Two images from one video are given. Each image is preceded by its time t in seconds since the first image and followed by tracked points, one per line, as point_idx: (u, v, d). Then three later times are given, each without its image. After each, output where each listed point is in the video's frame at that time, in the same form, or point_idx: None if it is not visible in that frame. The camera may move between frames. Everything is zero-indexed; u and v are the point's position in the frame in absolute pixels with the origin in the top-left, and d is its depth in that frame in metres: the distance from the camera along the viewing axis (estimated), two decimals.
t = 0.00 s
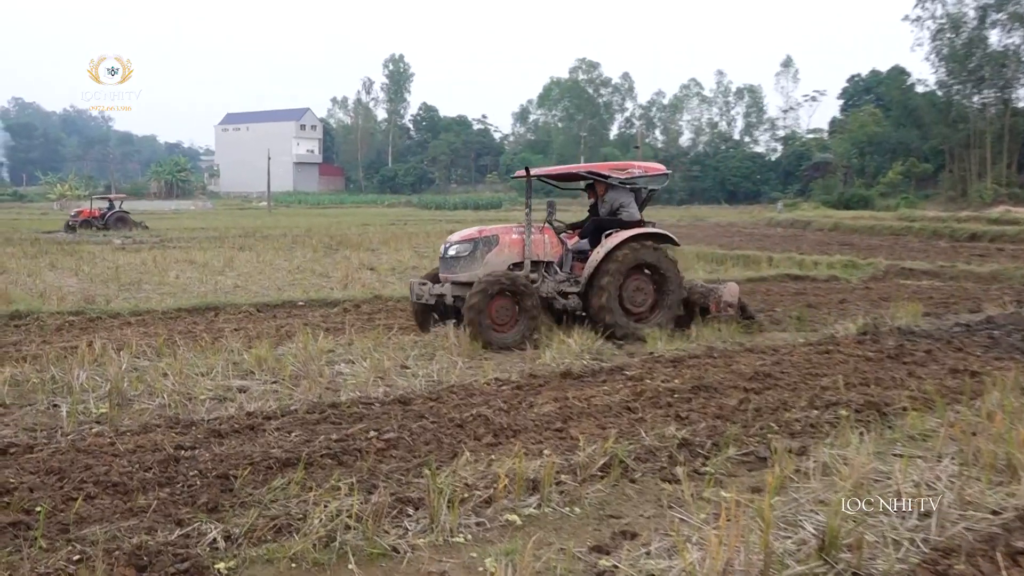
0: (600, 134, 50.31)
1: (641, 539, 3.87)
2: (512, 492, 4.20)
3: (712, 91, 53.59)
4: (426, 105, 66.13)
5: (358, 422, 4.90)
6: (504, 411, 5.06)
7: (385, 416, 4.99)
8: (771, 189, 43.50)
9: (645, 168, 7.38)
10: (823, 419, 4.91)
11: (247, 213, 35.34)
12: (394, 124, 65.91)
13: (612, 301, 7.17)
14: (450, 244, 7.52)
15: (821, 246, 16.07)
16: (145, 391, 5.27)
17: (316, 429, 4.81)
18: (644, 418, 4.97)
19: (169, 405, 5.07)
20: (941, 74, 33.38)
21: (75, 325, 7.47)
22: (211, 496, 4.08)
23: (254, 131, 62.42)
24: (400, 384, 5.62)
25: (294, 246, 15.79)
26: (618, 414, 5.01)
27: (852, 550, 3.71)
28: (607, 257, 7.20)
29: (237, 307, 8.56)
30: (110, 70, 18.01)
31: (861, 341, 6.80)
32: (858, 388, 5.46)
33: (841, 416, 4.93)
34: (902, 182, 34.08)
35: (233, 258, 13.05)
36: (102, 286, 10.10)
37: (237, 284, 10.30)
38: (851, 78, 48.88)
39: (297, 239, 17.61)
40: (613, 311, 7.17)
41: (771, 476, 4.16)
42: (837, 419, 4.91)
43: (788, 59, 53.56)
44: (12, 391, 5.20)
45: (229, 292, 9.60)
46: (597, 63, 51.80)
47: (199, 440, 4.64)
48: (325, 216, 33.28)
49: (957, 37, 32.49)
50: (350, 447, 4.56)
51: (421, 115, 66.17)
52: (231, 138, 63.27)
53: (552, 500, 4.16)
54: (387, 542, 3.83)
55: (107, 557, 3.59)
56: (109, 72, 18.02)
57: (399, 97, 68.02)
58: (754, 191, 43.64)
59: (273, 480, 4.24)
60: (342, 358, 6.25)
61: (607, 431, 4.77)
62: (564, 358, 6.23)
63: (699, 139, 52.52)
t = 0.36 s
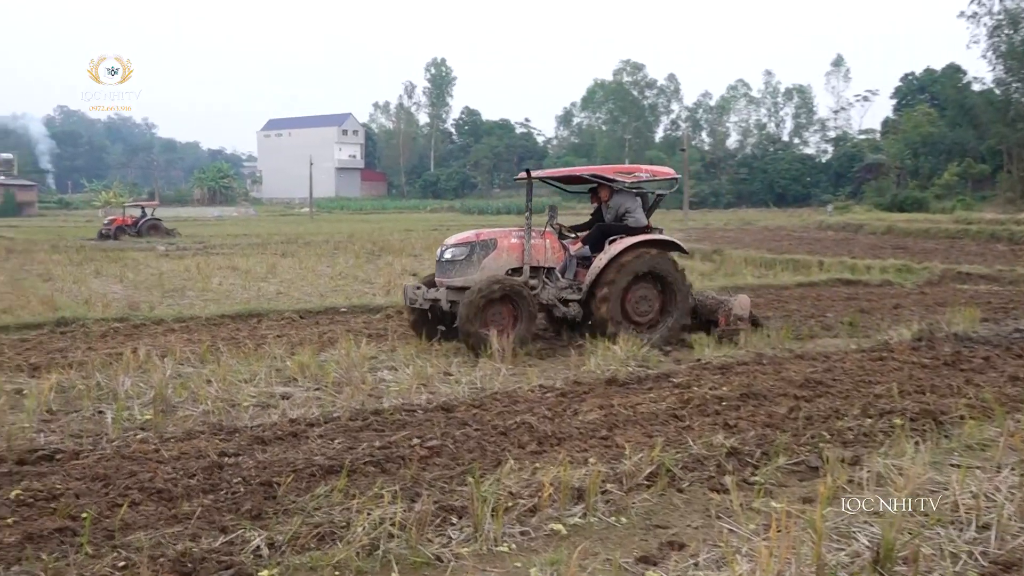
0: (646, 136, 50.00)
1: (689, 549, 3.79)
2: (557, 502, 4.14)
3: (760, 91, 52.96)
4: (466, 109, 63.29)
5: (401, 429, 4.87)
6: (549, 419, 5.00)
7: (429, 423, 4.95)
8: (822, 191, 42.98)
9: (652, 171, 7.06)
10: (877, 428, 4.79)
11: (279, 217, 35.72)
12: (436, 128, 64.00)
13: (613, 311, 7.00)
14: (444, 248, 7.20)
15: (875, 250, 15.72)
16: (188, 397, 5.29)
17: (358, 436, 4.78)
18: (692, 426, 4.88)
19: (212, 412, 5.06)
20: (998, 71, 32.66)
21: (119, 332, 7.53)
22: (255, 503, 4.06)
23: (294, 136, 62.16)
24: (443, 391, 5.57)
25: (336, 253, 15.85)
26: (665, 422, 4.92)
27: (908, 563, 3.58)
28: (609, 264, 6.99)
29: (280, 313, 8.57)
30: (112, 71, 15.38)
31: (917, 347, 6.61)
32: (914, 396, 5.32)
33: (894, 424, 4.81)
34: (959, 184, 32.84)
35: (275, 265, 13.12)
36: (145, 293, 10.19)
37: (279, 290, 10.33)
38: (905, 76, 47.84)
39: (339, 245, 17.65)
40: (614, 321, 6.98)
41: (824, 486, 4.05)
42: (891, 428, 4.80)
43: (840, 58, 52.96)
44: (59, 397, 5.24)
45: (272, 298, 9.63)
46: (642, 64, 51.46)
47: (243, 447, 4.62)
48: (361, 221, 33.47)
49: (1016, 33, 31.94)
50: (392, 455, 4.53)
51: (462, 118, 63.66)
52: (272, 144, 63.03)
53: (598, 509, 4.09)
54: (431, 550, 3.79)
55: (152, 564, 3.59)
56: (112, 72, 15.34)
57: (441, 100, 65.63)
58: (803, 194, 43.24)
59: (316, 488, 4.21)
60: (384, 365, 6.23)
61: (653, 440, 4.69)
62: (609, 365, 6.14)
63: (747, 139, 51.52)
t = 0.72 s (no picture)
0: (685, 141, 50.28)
1: (731, 557, 3.75)
2: (597, 507, 4.12)
3: (802, 95, 52.62)
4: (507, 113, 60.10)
5: (440, 434, 4.87)
6: (588, 424, 4.98)
7: (468, 428, 4.95)
8: (864, 195, 42.34)
9: (646, 172, 6.95)
10: (922, 435, 4.73)
11: (309, 221, 36.10)
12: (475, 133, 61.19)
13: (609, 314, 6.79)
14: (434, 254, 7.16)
15: (920, 255, 15.47)
16: (231, 401, 5.35)
17: (398, 440, 4.79)
18: (732, 432, 4.84)
19: (255, 415, 5.12)
20: None
21: (163, 335, 7.63)
22: (296, 506, 4.08)
23: (336, 140, 60.47)
24: (482, 396, 5.58)
25: (375, 257, 15.93)
26: (705, 429, 4.89)
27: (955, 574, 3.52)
28: (604, 267, 6.83)
29: (319, 317, 8.64)
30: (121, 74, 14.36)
31: (964, 355, 6.49)
32: (960, 403, 5.24)
33: (940, 433, 4.73)
34: (1007, 188, 31.86)
35: (315, 270, 13.22)
36: (188, 297, 10.32)
37: (318, 295, 10.41)
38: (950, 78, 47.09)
39: (377, 250, 17.72)
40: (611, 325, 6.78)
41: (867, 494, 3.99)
42: (935, 436, 4.73)
43: (884, 60, 52.67)
44: (104, 399, 5.32)
45: (313, 303, 9.72)
46: (681, 68, 51.26)
47: (284, 450, 4.66)
48: (396, 225, 33.69)
49: None
50: (431, 459, 4.54)
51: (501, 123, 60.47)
52: (312, 149, 61.61)
53: (638, 516, 4.06)
54: (470, 555, 3.78)
55: (195, 565, 3.61)
56: (109, 69, 14.75)
57: (480, 106, 63.22)
58: (846, 198, 42.81)
59: (356, 491, 4.22)
60: (422, 371, 6.25)
61: (694, 446, 4.66)
62: (648, 371, 6.11)
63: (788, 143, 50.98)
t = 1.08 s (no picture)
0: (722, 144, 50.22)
1: (769, 564, 3.71)
2: (632, 512, 4.11)
3: (840, 98, 52.24)
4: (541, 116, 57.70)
5: (475, 437, 4.88)
6: (623, 429, 4.97)
7: (503, 431, 4.96)
8: (905, 199, 41.79)
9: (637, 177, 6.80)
10: (963, 443, 4.68)
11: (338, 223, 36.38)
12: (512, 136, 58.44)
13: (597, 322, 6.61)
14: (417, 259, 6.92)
15: (961, 260, 15.31)
16: (267, 401, 5.40)
17: (433, 442, 4.81)
18: (769, 438, 4.81)
19: (291, 416, 5.15)
20: None
21: (201, 336, 7.70)
22: (331, 507, 4.10)
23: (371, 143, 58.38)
24: (517, 399, 5.58)
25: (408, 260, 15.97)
26: (742, 434, 4.86)
27: None
28: (592, 273, 6.65)
29: (353, 319, 8.68)
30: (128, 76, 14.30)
31: (1008, 362, 6.38)
32: (1003, 411, 5.16)
33: (982, 441, 4.66)
34: None
35: (349, 272, 13.28)
36: (226, 298, 10.42)
37: (353, 297, 10.46)
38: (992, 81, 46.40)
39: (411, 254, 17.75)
40: (598, 334, 6.60)
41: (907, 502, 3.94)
42: (977, 443, 4.67)
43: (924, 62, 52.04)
44: (144, 399, 5.38)
45: (348, 305, 9.77)
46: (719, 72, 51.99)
47: (320, 451, 4.68)
48: (427, 228, 33.85)
49: None
50: (466, 462, 4.54)
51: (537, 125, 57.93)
52: (348, 152, 59.63)
53: (673, 521, 4.05)
54: (504, 558, 3.78)
55: (233, 564, 3.64)
56: (108, 69, 14.81)
57: (515, 109, 60.66)
58: (884, 202, 42.37)
59: (391, 493, 4.23)
60: (456, 374, 6.25)
61: (730, 451, 4.64)
62: (684, 375, 6.07)
63: (827, 146, 50.41)
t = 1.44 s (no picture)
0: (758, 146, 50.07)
1: (808, 568, 3.68)
2: (668, 514, 4.08)
3: (879, 97, 51.71)
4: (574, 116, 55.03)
5: (509, 437, 4.88)
6: (658, 430, 4.94)
7: (538, 432, 4.95)
8: (945, 199, 41.29)
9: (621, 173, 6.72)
10: (1006, 447, 4.61)
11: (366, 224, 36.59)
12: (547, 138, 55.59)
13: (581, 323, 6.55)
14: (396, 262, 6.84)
15: (1008, 262, 15.02)
16: (303, 401, 5.44)
17: (468, 443, 4.81)
18: (807, 441, 4.77)
19: (327, 416, 5.18)
20: None
21: (238, 336, 7.76)
22: (367, 507, 4.11)
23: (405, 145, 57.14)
24: (552, 400, 5.57)
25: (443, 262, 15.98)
26: (779, 436, 4.83)
27: None
28: (576, 274, 6.59)
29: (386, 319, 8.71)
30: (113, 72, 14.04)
31: None
32: None
33: None
34: None
35: (382, 273, 13.32)
36: (262, 299, 10.50)
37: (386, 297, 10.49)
38: None
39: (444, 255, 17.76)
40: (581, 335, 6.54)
41: (948, 507, 3.89)
42: (1022, 448, 4.60)
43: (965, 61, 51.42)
44: (182, 398, 5.44)
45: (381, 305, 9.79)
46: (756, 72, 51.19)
47: (355, 451, 4.70)
48: (453, 229, 33.89)
49: None
50: (501, 462, 4.54)
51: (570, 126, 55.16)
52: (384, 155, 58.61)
53: (710, 524, 4.02)
54: (540, 560, 3.77)
55: (270, 563, 3.67)
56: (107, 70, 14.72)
57: (552, 110, 57.81)
58: (924, 202, 41.86)
59: (427, 494, 4.24)
60: (488, 376, 6.25)
61: (767, 454, 4.61)
62: (720, 377, 6.02)
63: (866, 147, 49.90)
